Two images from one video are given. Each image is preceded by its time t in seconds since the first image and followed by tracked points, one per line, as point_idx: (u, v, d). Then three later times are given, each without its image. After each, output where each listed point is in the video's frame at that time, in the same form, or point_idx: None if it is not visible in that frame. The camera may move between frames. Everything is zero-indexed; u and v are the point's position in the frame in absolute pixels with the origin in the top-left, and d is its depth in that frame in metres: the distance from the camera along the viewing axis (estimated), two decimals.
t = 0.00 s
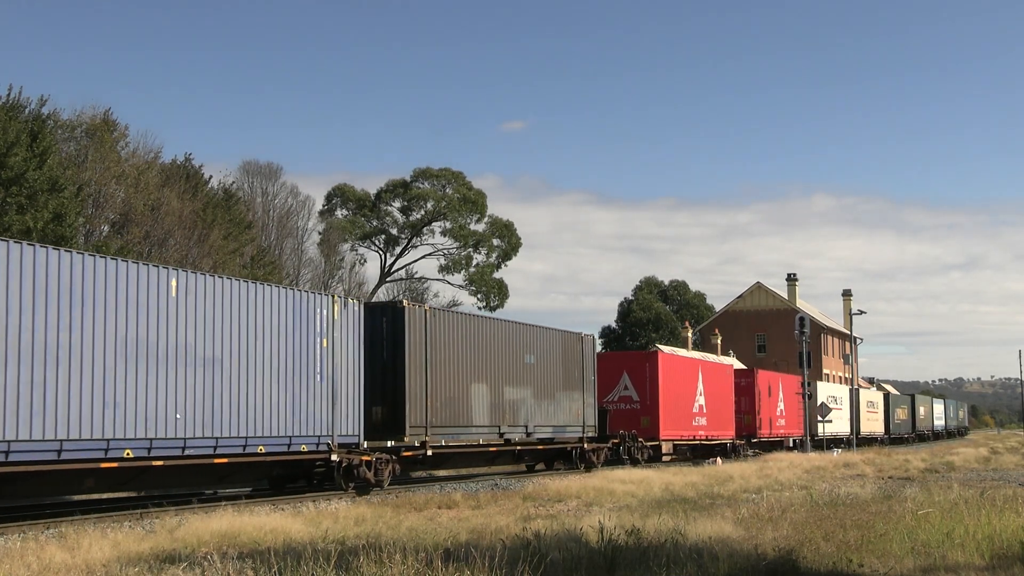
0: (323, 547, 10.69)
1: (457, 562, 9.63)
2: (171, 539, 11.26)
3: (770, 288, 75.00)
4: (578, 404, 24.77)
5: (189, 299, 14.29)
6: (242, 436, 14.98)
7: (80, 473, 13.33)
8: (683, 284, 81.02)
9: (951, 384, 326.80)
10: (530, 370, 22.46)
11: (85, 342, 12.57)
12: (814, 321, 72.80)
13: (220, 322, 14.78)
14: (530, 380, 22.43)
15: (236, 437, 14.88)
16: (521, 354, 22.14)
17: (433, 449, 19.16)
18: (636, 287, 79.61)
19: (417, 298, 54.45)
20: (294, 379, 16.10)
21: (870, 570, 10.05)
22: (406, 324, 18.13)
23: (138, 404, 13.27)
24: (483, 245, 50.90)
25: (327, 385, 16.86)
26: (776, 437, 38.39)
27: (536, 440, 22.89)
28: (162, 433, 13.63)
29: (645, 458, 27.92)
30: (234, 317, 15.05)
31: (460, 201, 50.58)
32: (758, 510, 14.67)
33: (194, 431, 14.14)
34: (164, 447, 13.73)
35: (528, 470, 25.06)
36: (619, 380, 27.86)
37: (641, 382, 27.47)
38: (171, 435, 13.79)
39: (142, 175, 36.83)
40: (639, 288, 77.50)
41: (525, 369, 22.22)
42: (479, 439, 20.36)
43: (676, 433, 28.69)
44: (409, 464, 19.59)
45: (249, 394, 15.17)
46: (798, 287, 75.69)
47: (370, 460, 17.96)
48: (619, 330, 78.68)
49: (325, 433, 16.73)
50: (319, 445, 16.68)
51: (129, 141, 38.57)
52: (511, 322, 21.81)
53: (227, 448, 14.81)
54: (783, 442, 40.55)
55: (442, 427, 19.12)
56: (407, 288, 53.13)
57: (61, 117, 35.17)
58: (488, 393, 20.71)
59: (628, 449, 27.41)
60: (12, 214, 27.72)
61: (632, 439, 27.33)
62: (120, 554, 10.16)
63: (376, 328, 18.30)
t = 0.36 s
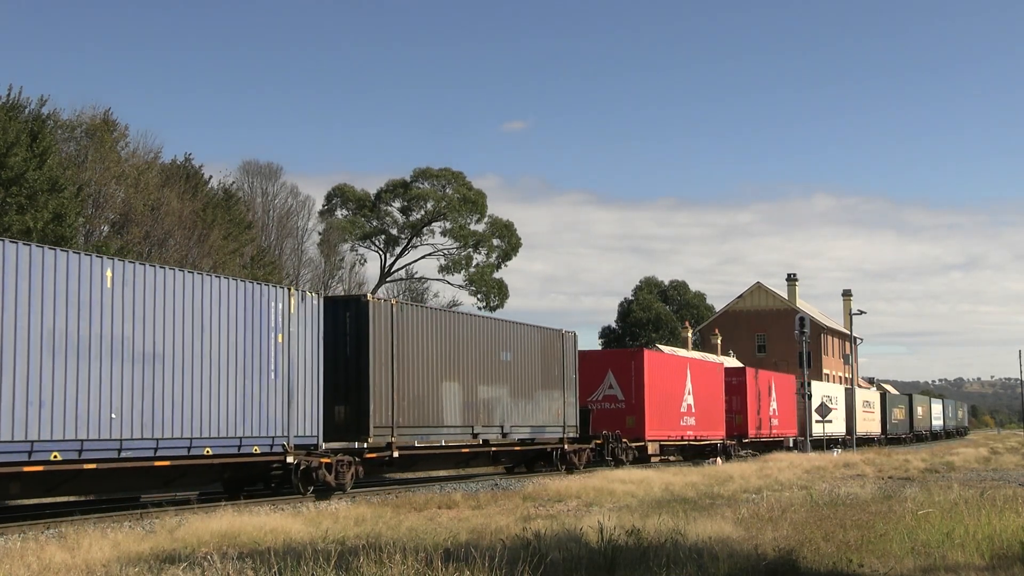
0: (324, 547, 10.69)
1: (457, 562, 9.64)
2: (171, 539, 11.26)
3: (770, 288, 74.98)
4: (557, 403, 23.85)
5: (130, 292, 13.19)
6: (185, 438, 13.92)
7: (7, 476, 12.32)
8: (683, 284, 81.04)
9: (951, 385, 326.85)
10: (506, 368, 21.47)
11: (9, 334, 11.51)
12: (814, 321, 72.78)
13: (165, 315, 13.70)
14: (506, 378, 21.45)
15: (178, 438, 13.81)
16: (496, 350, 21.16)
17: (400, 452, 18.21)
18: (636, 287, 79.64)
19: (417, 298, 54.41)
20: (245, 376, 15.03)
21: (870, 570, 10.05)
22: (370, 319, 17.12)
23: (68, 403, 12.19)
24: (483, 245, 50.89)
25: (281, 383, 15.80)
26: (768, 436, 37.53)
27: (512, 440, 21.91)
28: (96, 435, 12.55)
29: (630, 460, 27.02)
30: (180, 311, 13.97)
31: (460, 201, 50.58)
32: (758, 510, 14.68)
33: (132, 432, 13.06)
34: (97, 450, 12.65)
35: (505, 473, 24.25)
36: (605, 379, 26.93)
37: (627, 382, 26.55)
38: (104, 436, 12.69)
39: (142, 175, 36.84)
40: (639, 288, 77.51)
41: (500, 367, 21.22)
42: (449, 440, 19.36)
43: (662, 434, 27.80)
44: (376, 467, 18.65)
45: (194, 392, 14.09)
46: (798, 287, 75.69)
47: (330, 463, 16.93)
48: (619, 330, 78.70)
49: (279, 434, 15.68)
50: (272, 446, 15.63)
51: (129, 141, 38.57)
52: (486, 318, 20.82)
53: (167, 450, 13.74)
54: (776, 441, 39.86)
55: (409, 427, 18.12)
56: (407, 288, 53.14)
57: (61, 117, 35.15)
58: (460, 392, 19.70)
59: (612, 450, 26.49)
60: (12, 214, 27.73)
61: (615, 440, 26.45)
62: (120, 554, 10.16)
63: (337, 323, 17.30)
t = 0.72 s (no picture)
0: (324, 547, 10.70)
1: (458, 562, 9.64)
2: (170, 539, 11.26)
3: (770, 288, 74.97)
4: (536, 403, 22.88)
5: (59, 282, 12.10)
6: (123, 439, 12.84)
7: None
8: (683, 284, 81.06)
9: (951, 385, 326.99)
10: (480, 366, 20.53)
11: None
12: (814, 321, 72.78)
13: (100, 306, 12.61)
14: (481, 376, 20.51)
15: (117, 438, 12.76)
16: (470, 347, 20.23)
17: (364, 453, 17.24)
18: (636, 287, 79.67)
19: (417, 298, 54.37)
20: (191, 373, 13.99)
21: (870, 570, 10.05)
22: (332, 313, 16.29)
23: None
24: (483, 245, 50.88)
25: (231, 380, 14.75)
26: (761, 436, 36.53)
27: (488, 441, 20.95)
28: (20, 437, 11.47)
29: (614, 461, 26.31)
30: (118, 303, 12.89)
31: (460, 201, 50.59)
32: (758, 510, 14.68)
33: (62, 432, 12.00)
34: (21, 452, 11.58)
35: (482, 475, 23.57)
36: (589, 377, 26.28)
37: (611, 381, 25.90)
38: (30, 438, 11.61)
39: (142, 175, 36.84)
40: (638, 288, 77.50)
41: (475, 364, 20.36)
42: (419, 441, 18.43)
43: (648, 434, 27.20)
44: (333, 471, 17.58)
45: (134, 390, 13.02)
46: (798, 287, 75.70)
47: (286, 465, 15.90)
48: (619, 330, 78.74)
49: (229, 435, 14.65)
50: (221, 448, 14.60)
51: (128, 141, 38.57)
52: (459, 314, 19.90)
53: (101, 452, 12.63)
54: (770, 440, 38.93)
55: (377, 426, 17.24)
56: (407, 288, 53.17)
57: (60, 117, 35.13)
58: (431, 391, 18.76)
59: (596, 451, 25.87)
60: (11, 214, 27.73)
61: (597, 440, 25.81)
62: (120, 554, 10.16)
63: (297, 318, 16.50)
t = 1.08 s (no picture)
0: (324, 547, 10.70)
1: (458, 562, 9.64)
2: (171, 539, 11.25)
3: (771, 288, 74.93)
4: (513, 402, 22.15)
5: None
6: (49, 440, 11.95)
7: None
8: (683, 284, 81.09)
9: (951, 385, 327.10)
10: (451, 363, 19.83)
11: None
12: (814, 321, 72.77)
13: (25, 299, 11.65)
14: (452, 375, 19.82)
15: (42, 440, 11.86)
16: (439, 344, 19.54)
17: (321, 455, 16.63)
18: (636, 287, 79.68)
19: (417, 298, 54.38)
20: (128, 370, 13.01)
21: (870, 570, 10.04)
22: (285, 307, 15.61)
23: None
24: (483, 245, 50.88)
25: (174, 378, 13.79)
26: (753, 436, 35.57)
27: (460, 442, 20.22)
28: None
29: (597, 463, 25.50)
30: (43, 295, 11.91)
31: (460, 201, 50.60)
32: (758, 510, 14.68)
33: None
34: None
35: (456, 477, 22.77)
36: (573, 376, 25.63)
37: (596, 379, 25.27)
38: None
39: (142, 175, 36.84)
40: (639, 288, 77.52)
41: (445, 362, 19.67)
42: (384, 442, 17.75)
43: (633, 434, 26.42)
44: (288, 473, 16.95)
45: (60, 388, 12.04)
46: (798, 287, 75.72)
47: (237, 468, 15.13)
48: (619, 330, 78.76)
49: (171, 435, 13.71)
50: (163, 450, 13.66)
51: (129, 141, 38.55)
52: (427, 309, 19.22)
53: (26, 455, 11.79)
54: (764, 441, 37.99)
55: (338, 426, 16.56)
56: (406, 288, 53.21)
57: (61, 118, 35.08)
58: (397, 389, 18.07)
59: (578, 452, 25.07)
60: (12, 214, 27.73)
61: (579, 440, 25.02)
62: (120, 554, 10.15)
63: (250, 313, 15.83)
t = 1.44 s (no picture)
0: (324, 547, 10.70)
1: (458, 562, 9.64)
2: (171, 539, 11.25)
3: (771, 288, 74.93)
4: (488, 401, 21.44)
5: None
6: None
7: None
8: (683, 284, 81.10)
9: (951, 385, 327.19)
10: (421, 360, 19.09)
11: None
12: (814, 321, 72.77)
13: None
14: (422, 372, 19.08)
15: None
16: (409, 340, 18.81)
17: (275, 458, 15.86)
18: (636, 287, 79.68)
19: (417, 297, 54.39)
20: (55, 366, 12.17)
21: (870, 570, 10.04)
22: (237, 301, 14.81)
23: None
24: (483, 245, 50.87)
25: (110, 375, 12.94)
26: (746, 436, 35.11)
27: (431, 442, 19.54)
28: None
29: (578, 464, 24.86)
30: None
31: (460, 201, 50.59)
32: (758, 510, 14.67)
33: None
34: None
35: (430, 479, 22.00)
36: (555, 374, 25.07)
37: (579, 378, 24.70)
38: None
39: (142, 175, 36.84)
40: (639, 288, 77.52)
41: (415, 359, 18.92)
42: (347, 443, 17.04)
43: (617, 434, 25.82)
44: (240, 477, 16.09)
45: None
46: (798, 287, 75.73)
47: (181, 471, 14.23)
48: (619, 330, 78.78)
49: (106, 437, 12.85)
50: (98, 453, 12.77)
51: (129, 141, 38.54)
52: (393, 304, 18.45)
53: None
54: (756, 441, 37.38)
55: (297, 427, 15.83)
56: (407, 289, 53.24)
57: (61, 118, 35.05)
58: (361, 387, 17.36)
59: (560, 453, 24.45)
60: (12, 214, 27.75)
61: (561, 440, 24.38)
62: (120, 554, 10.14)
63: (201, 306, 15.04)
